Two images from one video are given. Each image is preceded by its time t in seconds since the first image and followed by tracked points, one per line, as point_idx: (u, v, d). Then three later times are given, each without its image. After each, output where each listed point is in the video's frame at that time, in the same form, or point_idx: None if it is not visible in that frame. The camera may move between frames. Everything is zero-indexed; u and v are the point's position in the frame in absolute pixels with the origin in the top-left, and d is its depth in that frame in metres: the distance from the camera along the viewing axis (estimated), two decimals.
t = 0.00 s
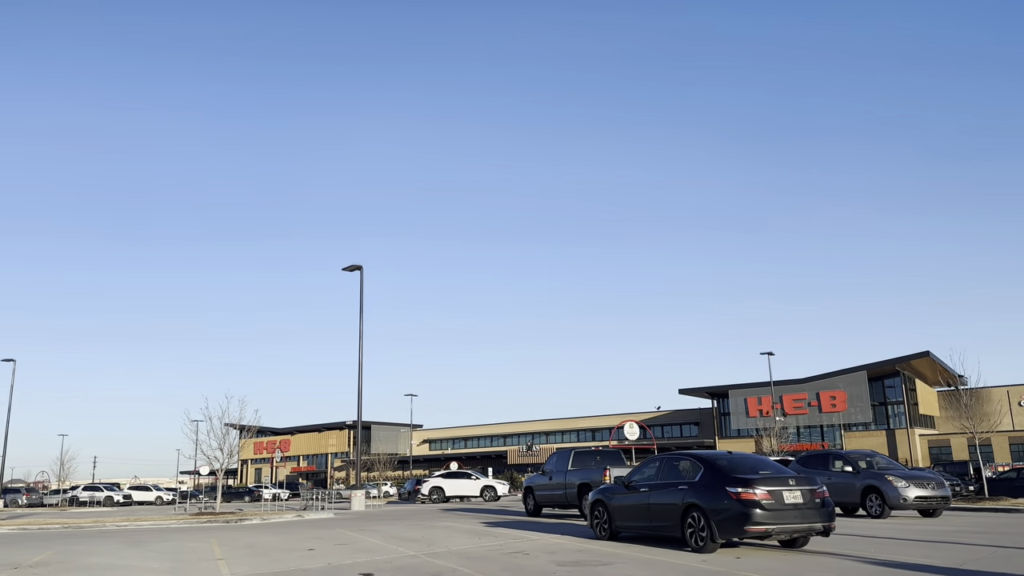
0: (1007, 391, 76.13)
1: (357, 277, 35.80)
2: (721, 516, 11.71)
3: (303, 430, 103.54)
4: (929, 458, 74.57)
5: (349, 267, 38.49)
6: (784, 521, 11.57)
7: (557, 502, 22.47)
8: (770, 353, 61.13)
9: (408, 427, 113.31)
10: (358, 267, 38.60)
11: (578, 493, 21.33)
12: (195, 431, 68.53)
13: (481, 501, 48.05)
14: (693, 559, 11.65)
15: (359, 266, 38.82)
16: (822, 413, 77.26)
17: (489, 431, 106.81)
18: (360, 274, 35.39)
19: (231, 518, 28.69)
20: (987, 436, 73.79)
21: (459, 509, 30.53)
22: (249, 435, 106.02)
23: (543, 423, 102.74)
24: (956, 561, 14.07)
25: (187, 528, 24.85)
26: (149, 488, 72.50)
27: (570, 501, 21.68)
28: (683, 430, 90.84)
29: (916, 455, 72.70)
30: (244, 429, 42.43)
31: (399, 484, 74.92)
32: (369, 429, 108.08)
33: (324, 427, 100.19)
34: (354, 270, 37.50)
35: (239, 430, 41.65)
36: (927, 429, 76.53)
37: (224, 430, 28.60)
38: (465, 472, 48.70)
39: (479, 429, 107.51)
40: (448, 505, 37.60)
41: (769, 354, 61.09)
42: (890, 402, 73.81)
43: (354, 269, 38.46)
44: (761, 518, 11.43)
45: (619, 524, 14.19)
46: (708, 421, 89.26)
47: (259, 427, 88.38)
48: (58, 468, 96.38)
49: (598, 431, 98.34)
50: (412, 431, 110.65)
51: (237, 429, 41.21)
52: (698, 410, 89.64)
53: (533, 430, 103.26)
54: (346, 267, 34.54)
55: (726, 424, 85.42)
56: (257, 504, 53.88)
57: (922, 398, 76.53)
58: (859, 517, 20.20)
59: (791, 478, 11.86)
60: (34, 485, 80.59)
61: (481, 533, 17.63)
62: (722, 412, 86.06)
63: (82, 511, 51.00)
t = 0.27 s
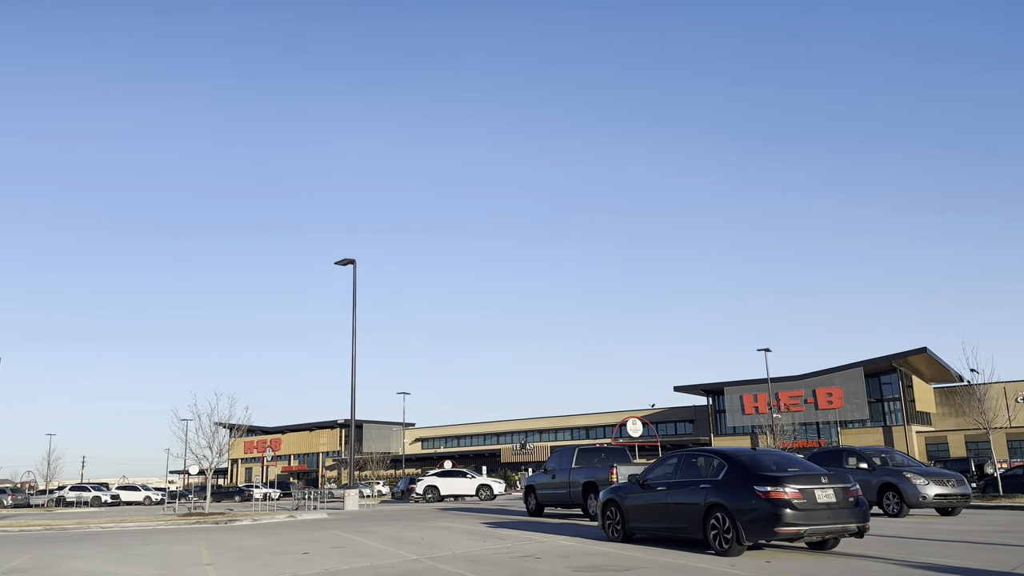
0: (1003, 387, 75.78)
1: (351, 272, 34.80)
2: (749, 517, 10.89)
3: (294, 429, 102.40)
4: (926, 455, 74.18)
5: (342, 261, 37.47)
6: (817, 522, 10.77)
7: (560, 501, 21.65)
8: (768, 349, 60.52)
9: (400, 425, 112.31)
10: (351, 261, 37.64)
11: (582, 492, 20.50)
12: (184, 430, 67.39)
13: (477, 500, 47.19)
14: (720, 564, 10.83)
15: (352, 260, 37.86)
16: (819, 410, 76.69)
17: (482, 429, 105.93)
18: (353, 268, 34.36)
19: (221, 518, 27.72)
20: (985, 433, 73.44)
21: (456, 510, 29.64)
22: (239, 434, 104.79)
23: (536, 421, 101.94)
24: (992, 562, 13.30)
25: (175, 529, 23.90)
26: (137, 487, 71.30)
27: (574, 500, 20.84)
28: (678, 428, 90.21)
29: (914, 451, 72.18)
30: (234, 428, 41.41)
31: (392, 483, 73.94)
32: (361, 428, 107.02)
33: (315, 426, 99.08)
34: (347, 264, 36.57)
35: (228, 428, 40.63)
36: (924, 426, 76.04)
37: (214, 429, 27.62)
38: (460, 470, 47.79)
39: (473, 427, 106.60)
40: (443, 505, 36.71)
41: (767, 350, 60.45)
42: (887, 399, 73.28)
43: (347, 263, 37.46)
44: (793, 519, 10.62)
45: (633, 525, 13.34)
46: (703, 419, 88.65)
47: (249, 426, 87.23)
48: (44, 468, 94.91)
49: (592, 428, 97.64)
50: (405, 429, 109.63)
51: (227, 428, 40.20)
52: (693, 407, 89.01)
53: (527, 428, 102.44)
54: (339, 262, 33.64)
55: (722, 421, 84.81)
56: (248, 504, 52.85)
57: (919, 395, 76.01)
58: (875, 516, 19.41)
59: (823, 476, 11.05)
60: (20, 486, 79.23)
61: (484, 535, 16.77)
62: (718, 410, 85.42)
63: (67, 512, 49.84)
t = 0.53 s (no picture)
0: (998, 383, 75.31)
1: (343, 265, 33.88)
2: (779, 517, 10.10)
3: (284, 427, 101.28)
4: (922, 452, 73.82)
5: (333, 255, 36.54)
6: (853, 523, 9.99)
7: (562, 500, 20.85)
8: (765, 346, 59.94)
9: (391, 424, 111.33)
10: (343, 255, 36.74)
11: (586, 491, 19.68)
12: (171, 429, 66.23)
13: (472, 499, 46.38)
14: (750, 569, 10.01)
15: (344, 254, 36.94)
16: (813, 407, 76.17)
17: (474, 427, 105.11)
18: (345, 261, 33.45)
19: (209, 519, 26.77)
20: (980, 430, 73.16)
21: (452, 509, 28.83)
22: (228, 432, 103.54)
23: (529, 419, 101.19)
24: None
25: (161, 531, 22.98)
26: (124, 487, 70.10)
27: (577, 499, 20.05)
28: (672, 426, 89.62)
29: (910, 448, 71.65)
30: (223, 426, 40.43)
31: (384, 482, 73.03)
32: (352, 427, 105.96)
33: (305, 424, 97.99)
34: (339, 257, 35.66)
35: (217, 426, 39.64)
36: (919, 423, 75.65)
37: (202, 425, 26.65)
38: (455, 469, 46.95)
39: (465, 426, 105.77)
40: (439, 504, 35.85)
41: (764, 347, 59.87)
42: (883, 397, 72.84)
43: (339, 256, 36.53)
44: (827, 520, 9.83)
45: (648, 526, 12.53)
46: (697, 416, 88.11)
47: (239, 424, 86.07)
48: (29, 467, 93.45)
49: (585, 426, 97.01)
50: (396, 428, 108.67)
51: (216, 425, 39.19)
52: (687, 405, 88.45)
53: (520, 426, 101.69)
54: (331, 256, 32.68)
55: (716, 419, 84.26)
56: (237, 503, 51.76)
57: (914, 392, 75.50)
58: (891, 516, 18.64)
59: (858, 473, 10.28)
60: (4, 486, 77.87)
61: (487, 537, 15.94)
62: (712, 407, 84.84)
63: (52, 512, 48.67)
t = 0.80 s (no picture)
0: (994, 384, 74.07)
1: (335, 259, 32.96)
2: (814, 522, 9.30)
3: (272, 427, 100.11)
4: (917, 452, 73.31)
5: (325, 249, 35.61)
6: (893, 528, 9.20)
7: (564, 502, 20.03)
8: (760, 345, 59.67)
9: (381, 424, 110.30)
10: (334, 249, 35.80)
11: (589, 492, 18.87)
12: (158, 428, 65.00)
13: (465, 499, 45.55)
14: None
15: (335, 248, 36.01)
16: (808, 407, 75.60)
17: (465, 427, 104.29)
18: (338, 255, 32.56)
19: (195, 520, 25.77)
20: (975, 431, 72.82)
21: (448, 511, 27.96)
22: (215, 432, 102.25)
23: (521, 419, 100.43)
24: None
25: (144, 534, 21.99)
26: (109, 487, 68.89)
27: (580, 501, 19.25)
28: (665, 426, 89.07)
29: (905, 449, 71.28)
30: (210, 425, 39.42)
31: (375, 483, 72.04)
32: (342, 427, 104.88)
33: (294, 424, 96.84)
34: (330, 252, 34.72)
35: (204, 425, 38.60)
36: (914, 423, 75.16)
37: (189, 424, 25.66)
38: (447, 469, 46.05)
39: (456, 426, 104.89)
40: (432, 505, 34.95)
41: (759, 347, 59.49)
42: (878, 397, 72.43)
43: (331, 251, 35.60)
44: (866, 524, 9.05)
45: (664, 530, 11.72)
46: (690, 416, 87.52)
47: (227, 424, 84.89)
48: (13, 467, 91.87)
49: (578, 426, 96.38)
50: (387, 428, 107.66)
51: (203, 424, 38.16)
52: (680, 405, 87.83)
53: (511, 426, 100.91)
54: (322, 250, 31.71)
55: (710, 419, 83.70)
56: (225, 505, 50.68)
57: (908, 392, 74.92)
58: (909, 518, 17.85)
59: (897, 474, 9.50)
60: None
61: (490, 542, 15.08)
62: (706, 407, 84.20)
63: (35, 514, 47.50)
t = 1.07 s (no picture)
0: (990, 387, 73.73)
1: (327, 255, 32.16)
2: (855, 529, 8.53)
3: (262, 427, 98.93)
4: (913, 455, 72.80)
5: (317, 244, 34.78)
6: (942, 536, 8.45)
7: (567, 506, 19.22)
8: (756, 346, 59.10)
9: (373, 425, 109.31)
10: (327, 245, 34.95)
11: (594, 496, 18.08)
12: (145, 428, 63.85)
13: (459, 501, 44.72)
14: None
15: (328, 245, 35.13)
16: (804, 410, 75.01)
17: (458, 429, 103.43)
18: (332, 249, 31.77)
19: (183, 522, 24.90)
20: (972, 434, 72.43)
21: (443, 514, 27.14)
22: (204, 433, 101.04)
23: (514, 420, 99.61)
24: None
25: (128, 537, 21.11)
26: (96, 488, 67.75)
27: (584, 505, 18.47)
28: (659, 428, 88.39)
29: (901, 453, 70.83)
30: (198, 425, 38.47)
31: (366, 484, 71.10)
32: (334, 428, 103.83)
33: (284, 425, 95.71)
34: (323, 248, 33.89)
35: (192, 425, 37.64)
36: (910, 426, 74.66)
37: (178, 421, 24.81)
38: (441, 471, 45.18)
39: (448, 427, 104.00)
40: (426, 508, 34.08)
41: (755, 348, 58.92)
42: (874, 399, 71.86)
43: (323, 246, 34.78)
44: (913, 532, 8.29)
45: (682, 537, 10.95)
46: (684, 419, 86.89)
47: (216, 425, 83.76)
48: None
49: (571, 428, 95.71)
50: (379, 429, 106.66)
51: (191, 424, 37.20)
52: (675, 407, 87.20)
53: (504, 428, 100.10)
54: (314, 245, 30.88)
55: (705, 421, 83.05)
56: (213, 506, 49.68)
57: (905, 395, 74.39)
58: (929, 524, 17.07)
59: (945, 477, 8.75)
60: None
61: (494, 547, 14.27)
62: (701, 409, 83.54)
63: (18, 515, 46.40)
